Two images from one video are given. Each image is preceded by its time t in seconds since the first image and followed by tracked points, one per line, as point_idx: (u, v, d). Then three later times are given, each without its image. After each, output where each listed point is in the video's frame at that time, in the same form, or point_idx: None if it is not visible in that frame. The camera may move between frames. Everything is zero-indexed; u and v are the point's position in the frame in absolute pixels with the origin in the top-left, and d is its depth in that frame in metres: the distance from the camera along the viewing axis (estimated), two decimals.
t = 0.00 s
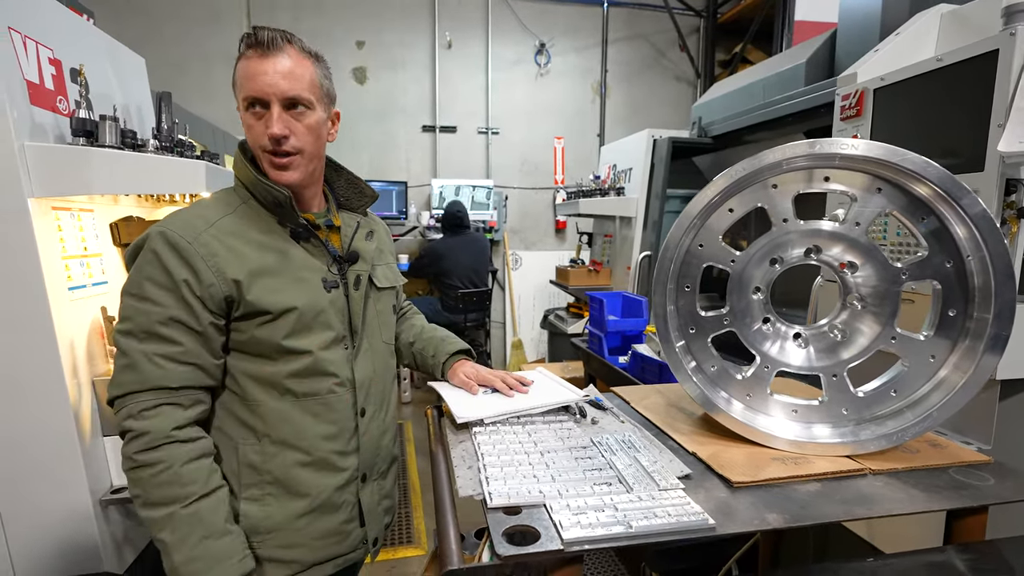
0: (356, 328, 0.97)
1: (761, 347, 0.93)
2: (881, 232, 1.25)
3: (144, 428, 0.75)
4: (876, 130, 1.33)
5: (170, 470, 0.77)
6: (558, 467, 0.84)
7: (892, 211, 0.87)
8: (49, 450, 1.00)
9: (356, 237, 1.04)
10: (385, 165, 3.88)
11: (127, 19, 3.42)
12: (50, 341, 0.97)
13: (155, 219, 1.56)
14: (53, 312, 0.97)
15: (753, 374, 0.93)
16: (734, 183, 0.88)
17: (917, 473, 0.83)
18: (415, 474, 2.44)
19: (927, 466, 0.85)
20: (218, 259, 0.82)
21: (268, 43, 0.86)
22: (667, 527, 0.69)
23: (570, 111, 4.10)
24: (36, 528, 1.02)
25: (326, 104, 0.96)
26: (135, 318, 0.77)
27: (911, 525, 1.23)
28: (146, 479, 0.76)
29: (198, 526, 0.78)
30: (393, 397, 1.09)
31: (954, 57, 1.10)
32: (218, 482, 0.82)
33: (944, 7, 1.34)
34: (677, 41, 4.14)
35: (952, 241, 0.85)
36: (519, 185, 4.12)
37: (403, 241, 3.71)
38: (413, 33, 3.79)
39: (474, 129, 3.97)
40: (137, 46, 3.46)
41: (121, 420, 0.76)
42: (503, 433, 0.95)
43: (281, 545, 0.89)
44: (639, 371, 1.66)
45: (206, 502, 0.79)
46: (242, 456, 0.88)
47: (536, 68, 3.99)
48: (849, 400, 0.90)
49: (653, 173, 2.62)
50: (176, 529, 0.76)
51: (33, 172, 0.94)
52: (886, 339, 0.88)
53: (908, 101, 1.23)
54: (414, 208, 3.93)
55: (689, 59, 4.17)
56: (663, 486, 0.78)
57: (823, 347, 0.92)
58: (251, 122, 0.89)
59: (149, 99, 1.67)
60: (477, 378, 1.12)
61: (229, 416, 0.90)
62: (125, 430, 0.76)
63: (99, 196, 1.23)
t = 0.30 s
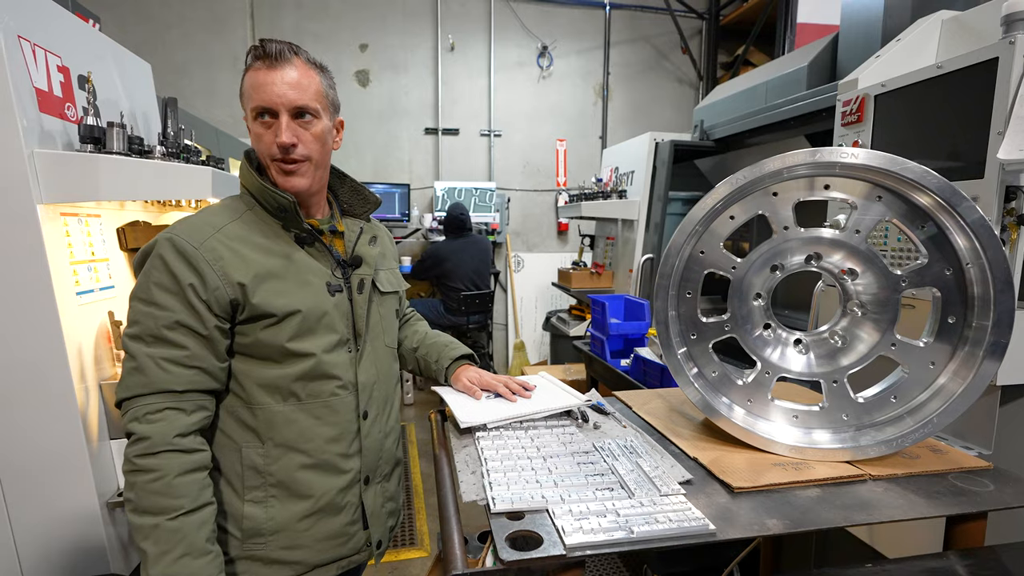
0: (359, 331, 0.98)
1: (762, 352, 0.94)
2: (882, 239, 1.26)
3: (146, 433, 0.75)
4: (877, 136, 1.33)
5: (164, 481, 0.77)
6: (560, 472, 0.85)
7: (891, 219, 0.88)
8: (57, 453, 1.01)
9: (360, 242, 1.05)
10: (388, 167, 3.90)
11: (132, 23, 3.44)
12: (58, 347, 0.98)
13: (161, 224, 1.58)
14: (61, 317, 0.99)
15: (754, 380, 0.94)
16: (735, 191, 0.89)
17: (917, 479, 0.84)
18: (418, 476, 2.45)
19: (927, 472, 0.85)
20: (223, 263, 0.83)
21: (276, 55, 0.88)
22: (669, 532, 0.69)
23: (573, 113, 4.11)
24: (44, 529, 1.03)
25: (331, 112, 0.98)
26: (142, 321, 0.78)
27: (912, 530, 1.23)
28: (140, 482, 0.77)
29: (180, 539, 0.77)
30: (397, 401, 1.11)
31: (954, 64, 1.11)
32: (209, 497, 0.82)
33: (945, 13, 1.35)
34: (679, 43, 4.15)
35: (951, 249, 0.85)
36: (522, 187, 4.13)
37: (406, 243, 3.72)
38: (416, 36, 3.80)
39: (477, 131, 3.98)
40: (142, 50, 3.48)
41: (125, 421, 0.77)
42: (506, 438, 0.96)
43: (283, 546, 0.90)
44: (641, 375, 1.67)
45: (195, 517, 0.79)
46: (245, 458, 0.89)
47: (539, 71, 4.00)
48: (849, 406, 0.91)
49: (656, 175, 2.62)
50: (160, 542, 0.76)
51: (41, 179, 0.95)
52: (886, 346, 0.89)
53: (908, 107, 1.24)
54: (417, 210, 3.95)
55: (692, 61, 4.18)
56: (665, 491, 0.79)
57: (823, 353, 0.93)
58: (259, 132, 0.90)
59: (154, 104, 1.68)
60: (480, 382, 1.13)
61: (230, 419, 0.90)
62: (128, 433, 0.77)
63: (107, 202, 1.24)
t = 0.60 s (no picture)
0: (357, 330, 0.98)
1: (767, 352, 0.93)
2: (888, 238, 1.24)
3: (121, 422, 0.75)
4: (883, 135, 1.33)
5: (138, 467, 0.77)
6: (564, 472, 0.84)
7: (898, 217, 0.87)
8: (59, 453, 1.01)
9: (359, 240, 1.04)
10: (390, 168, 3.90)
11: (135, 25, 3.46)
12: (59, 346, 0.98)
13: (164, 224, 1.58)
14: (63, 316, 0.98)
15: (759, 380, 0.93)
16: (739, 189, 0.88)
17: (925, 481, 0.83)
18: (420, 478, 2.44)
19: (936, 473, 0.84)
20: (216, 260, 0.83)
21: (266, 51, 0.88)
22: (674, 533, 0.69)
23: (575, 114, 4.11)
24: (45, 528, 1.03)
25: (326, 107, 0.98)
26: (132, 316, 0.78)
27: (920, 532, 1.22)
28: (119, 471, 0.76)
29: (155, 524, 0.76)
30: (396, 401, 1.10)
31: (961, 62, 1.10)
32: (189, 485, 0.81)
33: (951, 11, 1.34)
34: (681, 44, 4.15)
35: (959, 247, 0.84)
36: (524, 188, 4.13)
37: (408, 244, 3.72)
38: (419, 38, 3.81)
39: (479, 132, 3.98)
40: (145, 51, 3.49)
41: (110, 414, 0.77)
42: (509, 438, 0.95)
43: (280, 545, 0.90)
44: (644, 376, 1.66)
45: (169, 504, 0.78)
46: (241, 455, 0.89)
47: (541, 72, 4.00)
48: (855, 406, 0.90)
49: (658, 176, 2.62)
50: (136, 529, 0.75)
51: (44, 179, 0.95)
52: (893, 346, 0.88)
53: (913, 106, 1.23)
54: (419, 211, 3.95)
55: (694, 62, 4.18)
56: (670, 492, 0.78)
57: (829, 353, 0.92)
58: (255, 128, 0.91)
59: (157, 105, 1.68)
60: (482, 383, 1.13)
61: (225, 414, 0.90)
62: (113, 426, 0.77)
63: (110, 202, 1.24)
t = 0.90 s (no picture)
0: (355, 332, 0.98)
1: (769, 356, 0.93)
2: (890, 242, 1.25)
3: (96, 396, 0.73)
4: (885, 139, 1.32)
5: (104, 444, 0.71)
6: (566, 477, 0.84)
7: (900, 222, 0.87)
8: (62, 456, 1.01)
9: (360, 244, 1.05)
10: (393, 171, 3.91)
11: (140, 28, 3.47)
12: (62, 350, 0.98)
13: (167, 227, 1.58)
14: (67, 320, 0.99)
15: (761, 385, 0.93)
16: (742, 194, 0.88)
17: (927, 486, 0.83)
18: (422, 480, 2.44)
19: (939, 478, 0.84)
20: (215, 260, 0.84)
21: (276, 60, 0.90)
22: (676, 539, 0.69)
23: (577, 117, 4.11)
24: (48, 531, 1.03)
25: (333, 115, 0.99)
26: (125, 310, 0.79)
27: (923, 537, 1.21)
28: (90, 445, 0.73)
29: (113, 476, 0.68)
30: (393, 405, 1.10)
31: (963, 66, 1.10)
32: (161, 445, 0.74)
33: (953, 15, 1.34)
34: (683, 47, 4.15)
35: (962, 252, 0.84)
36: (526, 191, 4.13)
37: (410, 246, 3.73)
38: (421, 41, 3.82)
39: (481, 135, 3.99)
40: (149, 55, 3.51)
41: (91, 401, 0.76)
42: (510, 442, 0.95)
43: (270, 545, 0.89)
44: (646, 379, 1.66)
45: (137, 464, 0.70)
46: (237, 454, 0.89)
47: (543, 75, 4.01)
48: (858, 411, 0.90)
49: (660, 179, 2.62)
50: (103, 493, 0.67)
51: (48, 183, 0.95)
52: (895, 350, 0.88)
53: (916, 110, 1.23)
54: (421, 214, 3.95)
55: (696, 65, 4.19)
56: (672, 496, 0.78)
57: (831, 357, 0.92)
58: (262, 134, 0.92)
59: (161, 109, 1.69)
60: (485, 387, 1.13)
61: (220, 412, 0.91)
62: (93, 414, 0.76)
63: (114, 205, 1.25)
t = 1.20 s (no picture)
0: (355, 335, 0.98)
1: (771, 359, 0.93)
2: (892, 244, 1.25)
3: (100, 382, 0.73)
4: (887, 141, 1.32)
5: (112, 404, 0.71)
6: (567, 479, 0.84)
7: (902, 225, 0.87)
8: (66, 456, 1.01)
9: (364, 249, 1.05)
10: (395, 173, 3.93)
11: (144, 31, 3.50)
12: (67, 352, 0.99)
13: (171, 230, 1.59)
14: (71, 321, 1.00)
15: (763, 388, 0.93)
16: (745, 196, 0.88)
17: (929, 489, 0.82)
18: (424, 482, 2.44)
19: (941, 481, 0.84)
20: (220, 259, 0.85)
21: (293, 66, 0.91)
22: (677, 542, 0.69)
23: (579, 119, 4.12)
24: (50, 531, 1.03)
25: (345, 122, 1.00)
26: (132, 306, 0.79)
27: (925, 539, 1.21)
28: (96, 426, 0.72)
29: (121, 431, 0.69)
30: (393, 408, 1.10)
31: (965, 69, 1.10)
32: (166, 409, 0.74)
33: (955, 18, 1.34)
34: (686, 49, 4.16)
35: (963, 255, 0.84)
36: (528, 193, 4.14)
37: (412, 248, 3.74)
38: (424, 44, 3.83)
39: (484, 137, 4.00)
40: (153, 59, 3.54)
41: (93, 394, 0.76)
42: (512, 444, 0.96)
43: (266, 544, 0.90)
44: (648, 381, 1.67)
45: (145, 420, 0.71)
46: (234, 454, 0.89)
47: (546, 77, 4.02)
48: (859, 414, 0.90)
49: (662, 180, 2.62)
50: (114, 445, 0.67)
51: (53, 186, 0.96)
52: (896, 353, 0.88)
53: (917, 112, 1.23)
54: (423, 216, 3.96)
55: (699, 67, 4.20)
56: (673, 499, 0.78)
57: (833, 360, 0.92)
58: (275, 137, 0.92)
59: (165, 112, 1.70)
60: (485, 391, 1.13)
61: (220, 410, 0.91)
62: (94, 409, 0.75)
63: (118, 207, 1.26)
